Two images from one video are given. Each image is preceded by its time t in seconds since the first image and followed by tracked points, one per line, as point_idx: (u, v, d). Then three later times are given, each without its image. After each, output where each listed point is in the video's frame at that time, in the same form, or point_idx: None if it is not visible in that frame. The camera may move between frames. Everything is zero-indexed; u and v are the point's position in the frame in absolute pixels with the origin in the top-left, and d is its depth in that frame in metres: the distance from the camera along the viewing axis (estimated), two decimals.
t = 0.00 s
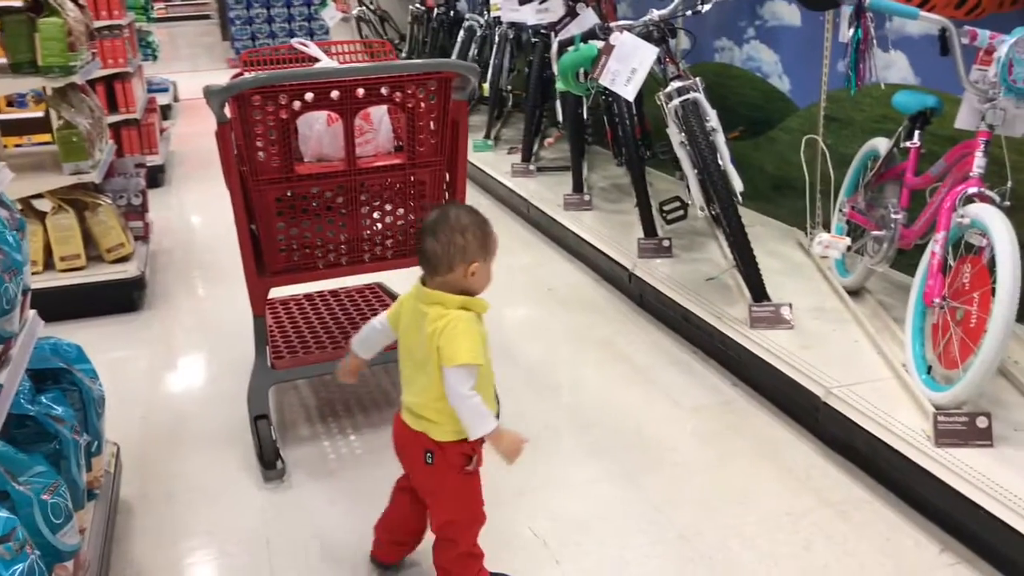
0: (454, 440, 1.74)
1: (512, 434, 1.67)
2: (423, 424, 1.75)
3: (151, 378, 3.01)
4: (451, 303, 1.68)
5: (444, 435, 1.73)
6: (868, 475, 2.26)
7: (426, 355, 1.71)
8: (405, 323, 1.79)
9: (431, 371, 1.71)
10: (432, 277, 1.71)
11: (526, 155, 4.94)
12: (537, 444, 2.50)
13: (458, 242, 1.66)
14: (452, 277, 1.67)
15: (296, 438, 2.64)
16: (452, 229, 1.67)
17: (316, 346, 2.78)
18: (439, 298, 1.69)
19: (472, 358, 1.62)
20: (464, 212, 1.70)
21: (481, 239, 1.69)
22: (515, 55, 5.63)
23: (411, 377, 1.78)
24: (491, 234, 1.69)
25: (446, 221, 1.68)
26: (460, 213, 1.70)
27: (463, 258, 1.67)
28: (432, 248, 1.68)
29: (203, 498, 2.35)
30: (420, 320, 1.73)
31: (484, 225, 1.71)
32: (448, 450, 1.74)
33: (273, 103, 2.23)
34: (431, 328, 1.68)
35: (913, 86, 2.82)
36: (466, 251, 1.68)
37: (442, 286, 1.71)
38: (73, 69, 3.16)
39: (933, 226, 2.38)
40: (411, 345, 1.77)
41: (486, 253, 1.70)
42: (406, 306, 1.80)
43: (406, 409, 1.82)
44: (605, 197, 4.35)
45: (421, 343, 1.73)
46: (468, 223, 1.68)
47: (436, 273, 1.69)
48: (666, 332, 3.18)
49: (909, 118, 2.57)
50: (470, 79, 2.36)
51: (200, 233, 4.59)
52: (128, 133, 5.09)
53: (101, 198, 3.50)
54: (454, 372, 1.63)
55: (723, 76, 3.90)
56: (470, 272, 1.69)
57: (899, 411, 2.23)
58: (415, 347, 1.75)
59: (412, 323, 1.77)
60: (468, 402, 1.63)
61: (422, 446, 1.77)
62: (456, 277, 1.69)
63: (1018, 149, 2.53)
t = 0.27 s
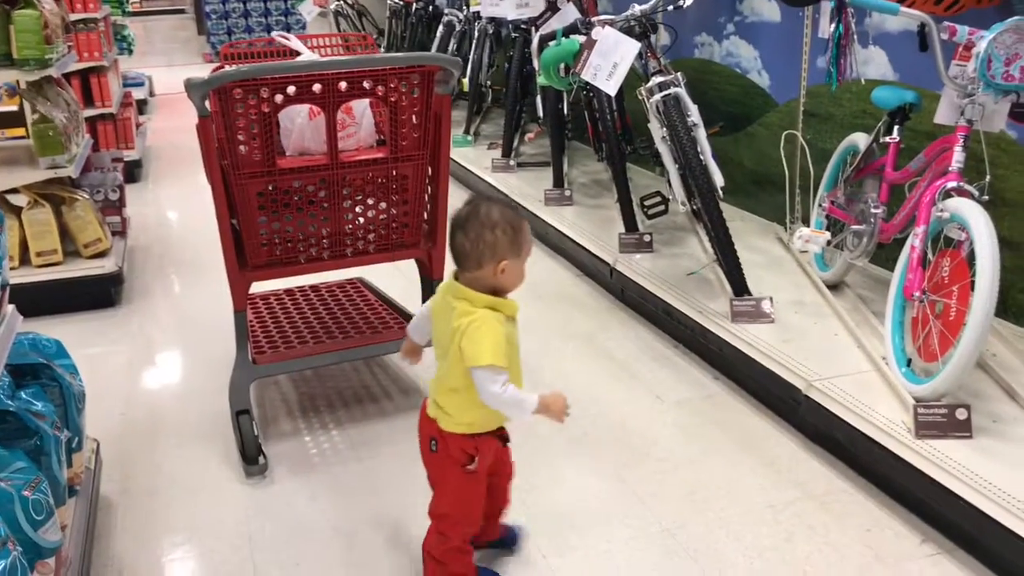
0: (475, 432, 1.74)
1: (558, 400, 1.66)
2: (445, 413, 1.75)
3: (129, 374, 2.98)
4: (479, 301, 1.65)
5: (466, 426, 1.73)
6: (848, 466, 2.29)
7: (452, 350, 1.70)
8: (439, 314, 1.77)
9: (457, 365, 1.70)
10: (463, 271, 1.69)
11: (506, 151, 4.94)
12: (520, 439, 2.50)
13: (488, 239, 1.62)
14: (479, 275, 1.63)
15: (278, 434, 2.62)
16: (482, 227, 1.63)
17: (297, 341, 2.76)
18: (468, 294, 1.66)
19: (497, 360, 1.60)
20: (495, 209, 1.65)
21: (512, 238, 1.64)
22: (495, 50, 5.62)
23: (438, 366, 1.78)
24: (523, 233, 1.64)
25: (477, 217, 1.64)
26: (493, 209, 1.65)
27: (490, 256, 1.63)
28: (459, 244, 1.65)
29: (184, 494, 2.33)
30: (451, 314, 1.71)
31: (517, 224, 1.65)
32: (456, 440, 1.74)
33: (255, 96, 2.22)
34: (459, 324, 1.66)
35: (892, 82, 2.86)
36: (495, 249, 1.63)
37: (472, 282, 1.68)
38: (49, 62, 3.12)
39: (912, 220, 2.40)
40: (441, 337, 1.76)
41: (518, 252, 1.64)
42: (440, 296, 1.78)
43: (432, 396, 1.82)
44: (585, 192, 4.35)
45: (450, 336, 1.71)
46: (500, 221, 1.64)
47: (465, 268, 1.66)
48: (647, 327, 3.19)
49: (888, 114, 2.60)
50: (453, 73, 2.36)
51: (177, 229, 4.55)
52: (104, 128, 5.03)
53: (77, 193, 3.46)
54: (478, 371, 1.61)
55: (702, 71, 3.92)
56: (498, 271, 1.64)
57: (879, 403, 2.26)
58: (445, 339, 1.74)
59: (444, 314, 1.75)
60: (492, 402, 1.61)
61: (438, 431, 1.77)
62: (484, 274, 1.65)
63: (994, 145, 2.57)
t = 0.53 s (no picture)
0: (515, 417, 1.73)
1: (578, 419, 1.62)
2: (485, 398, 1.74)
3: (102, 370, 2.95)
4: (516, 285, 1.66)
5: (507, 411, 1.72)
6: (821, 459, 2.32)
7: (491, 335, 1.70)
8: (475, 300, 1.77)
9: (496, 349, 1.70)
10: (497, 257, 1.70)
11: (482, 145, 4.93)
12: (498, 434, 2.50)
13: (520, 224, 1.63)
14: (514, 259, 1.64)
15: (254, 430, 2.60)
16: (514, 212, 1.64)
17: (272, 336, 2.74)
18: (504, 279, 1.67)
19: (537, 341, 1.61)
20: (526, 194, 1.65)
21: (544, 222, 1.64)
22: (471, 45, 5.60)
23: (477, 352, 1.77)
24: (554, 217, 1.64)
25: (509, 203, 1.65)
26: (525, 194, 1.66)
27: (523, 242, 1.64)
28: (492, 231, 1.66)
29: (158, 489, 2.31)
30: (488, 299, 1.71)
31: (548, 209, 1.65)
32: (498, 423, 1.73)
33: (229, 89, 2.20)
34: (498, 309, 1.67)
35: (865, 78, 2.88)
36: (527, 234, 1.64)
37: (507, 268, 1.68)
38: (20, 53, 3.07)
39: (884, 215, 2.43)
40: (478, 324, 1.76)
41: (550, 236, 1.65)
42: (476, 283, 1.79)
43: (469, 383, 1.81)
44: (562, 188, 4.36)
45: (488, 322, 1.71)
46: (531, 206, 1.64)
47: (499, 254, 1.67)
48: (624, 321, 3.20)
49: (861, 109, 2.63)
50: (429, 67, 2.35)
51: (152, 223, 4.50)
52: (76, 122, 4.96)
53: (49, 187, 3.41)
54: (519, 354, 1.61)
55: (678, 67, 3.94)
56: (531, 256, 1.65)
57: (852, 396, 2.29)
58: (482, 325, 1.74)
59: (481, 300, 1.75)
60: (533, 386, 1.61)
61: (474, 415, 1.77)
62: (517, 259, 1.66)
63: (966, 140, 2.61)
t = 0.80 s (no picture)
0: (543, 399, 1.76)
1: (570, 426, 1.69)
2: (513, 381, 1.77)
3: (53, 370, 2.88)
4: (538, 267, 1.70)
5: (534, 394, 1.75)
6: (776, 448, 2.35)
7: (516, 318, 1.73)
8: (496, 286, 1.80)
9: (521, 332, 1.73)
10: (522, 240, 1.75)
11: (441, 141, 4.91)
12: (456, 429, 2.50)
13: (532, 209, 1.67)
14: (530, 242, 1.69)
15: (210, 428, 2.56)
16: (526, 197, 1.68)
17: (227, 334, 2.71)
18: (523, 262, 1.71)
19: (562, 323, 1.64)
20: (540, 179, 1.69)
21: (558, 206, 1.67)
22: (429, 41, 5.58)
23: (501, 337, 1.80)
24: (566, 200, 1.67)
25: (524, 187, 1.69)
26: (540, 178, 1.70)
27: (535, 226, 1.68)
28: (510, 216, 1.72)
29: (111, 490, 2.27)
30: (510, 284, 1.75)
31: (563, 193, 1.68)
32: (535, 407, 1.75)
33: (181, 84, 2.17)
34: (523, 292, 1.70)
35: (816, 73, 2.93)
36: (541, 219, 1.68)
37: (526, 251, 1.73)
38: None
39: (835, 208, 2.47)
40: (500, 309, 1.79)
41: (564, 220, 1.67)
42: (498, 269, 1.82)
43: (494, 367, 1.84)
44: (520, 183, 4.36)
45: (512, 306, 1.74)
46: (545, 190, 1.68)
47: (516, 238, 1.72)
48: (582, 315, 3.22)
49: (812, 104, 2.67)
50: (384, 61, 2.34)
51: (104, 221, 4.41)
52: (25, 118, 4.84)
53: None
54: (546, 335, 1.65)
55: (634, 62, 3.96)
56: (546, 239, 1.69)
57: (804, 386, 2.32)
58: (506, 310, 1.77)
59: (502, 285, 1.78)
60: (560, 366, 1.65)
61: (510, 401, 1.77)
62: (534, 243, 1.70)
63: (914, 134, 2.67)
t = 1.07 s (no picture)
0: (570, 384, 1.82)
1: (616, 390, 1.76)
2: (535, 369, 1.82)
3: None
4: (548, 256, 1.75)
5: (563, 380, 1.81)
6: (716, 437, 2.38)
7: (533, 308, 1.79)
8: (511, 279, 1.86)
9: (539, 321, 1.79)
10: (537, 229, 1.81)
11: (382, 137, 4.86)
12: (398, 427, 2.48)
13: (537, 200, 1.73)
14: (537, 232, 1.75)
15: (147, 432, 2.49)
16: (532, 188, 1.74)
17: (164, 335, 2.64)
18: (532, 252, 1.78)
19: (579, 306, 1.71)
20: (547, 170, 1.74)
21: (563, 197, 1.72)
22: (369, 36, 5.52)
23: (518, 329, 1.86)
24: (570, 192, 1.70)
25: (532, 180, 1.75)
26: (547, 169, 1.74)
27: (541, 217, 1.74)
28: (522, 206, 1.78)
29: (43, 498, 2.19)
30: (523, 276, 1.80)
31: (569, 185, 1.71)
32: (557, 394, 1.81)
33: (110, 80, 2.11)
34: (537, 282, 1.76)
35: (751, 67, 2.97)
36: (545, 209, 1.73)
37: (537, 241, 1.78)
38: None
39: (770, 199, 2.51)
40: (516, 301, 1.85)
41: (568, 211, 1.72)
42: (510, 262, 1.88)
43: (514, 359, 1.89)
44: (462, 178, 4.34)
45: (527, 297, 1.80)
46: (551, 182, 1.72)
47: (526, 227, 1.79)
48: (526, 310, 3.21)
49: (747, 97, 2.71)
50: (318, 56, 2.30)
51: (34, 221, 4.26)
52: None
53: None
54: (570, 320, 1.71)
55: (573, 57, 3.97)
56: (552, 229, 1.74)
57: (743, 376, 2.36)
58: (520, 302, 1.83)
59: (516, 278, 1.84)
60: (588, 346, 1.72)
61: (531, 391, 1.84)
62: (542, 233, 1.76)
63: (846, 127, 2.72)
